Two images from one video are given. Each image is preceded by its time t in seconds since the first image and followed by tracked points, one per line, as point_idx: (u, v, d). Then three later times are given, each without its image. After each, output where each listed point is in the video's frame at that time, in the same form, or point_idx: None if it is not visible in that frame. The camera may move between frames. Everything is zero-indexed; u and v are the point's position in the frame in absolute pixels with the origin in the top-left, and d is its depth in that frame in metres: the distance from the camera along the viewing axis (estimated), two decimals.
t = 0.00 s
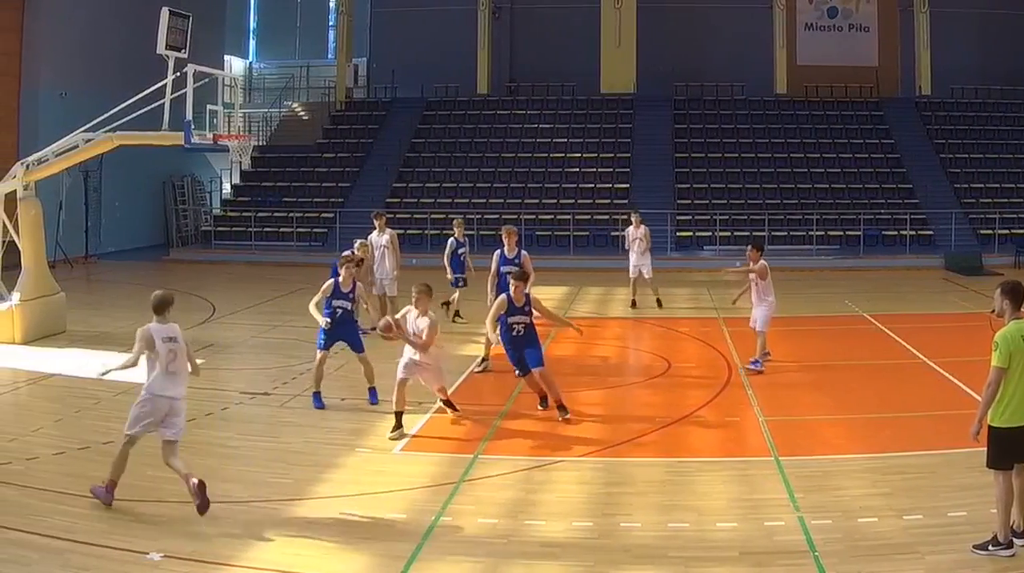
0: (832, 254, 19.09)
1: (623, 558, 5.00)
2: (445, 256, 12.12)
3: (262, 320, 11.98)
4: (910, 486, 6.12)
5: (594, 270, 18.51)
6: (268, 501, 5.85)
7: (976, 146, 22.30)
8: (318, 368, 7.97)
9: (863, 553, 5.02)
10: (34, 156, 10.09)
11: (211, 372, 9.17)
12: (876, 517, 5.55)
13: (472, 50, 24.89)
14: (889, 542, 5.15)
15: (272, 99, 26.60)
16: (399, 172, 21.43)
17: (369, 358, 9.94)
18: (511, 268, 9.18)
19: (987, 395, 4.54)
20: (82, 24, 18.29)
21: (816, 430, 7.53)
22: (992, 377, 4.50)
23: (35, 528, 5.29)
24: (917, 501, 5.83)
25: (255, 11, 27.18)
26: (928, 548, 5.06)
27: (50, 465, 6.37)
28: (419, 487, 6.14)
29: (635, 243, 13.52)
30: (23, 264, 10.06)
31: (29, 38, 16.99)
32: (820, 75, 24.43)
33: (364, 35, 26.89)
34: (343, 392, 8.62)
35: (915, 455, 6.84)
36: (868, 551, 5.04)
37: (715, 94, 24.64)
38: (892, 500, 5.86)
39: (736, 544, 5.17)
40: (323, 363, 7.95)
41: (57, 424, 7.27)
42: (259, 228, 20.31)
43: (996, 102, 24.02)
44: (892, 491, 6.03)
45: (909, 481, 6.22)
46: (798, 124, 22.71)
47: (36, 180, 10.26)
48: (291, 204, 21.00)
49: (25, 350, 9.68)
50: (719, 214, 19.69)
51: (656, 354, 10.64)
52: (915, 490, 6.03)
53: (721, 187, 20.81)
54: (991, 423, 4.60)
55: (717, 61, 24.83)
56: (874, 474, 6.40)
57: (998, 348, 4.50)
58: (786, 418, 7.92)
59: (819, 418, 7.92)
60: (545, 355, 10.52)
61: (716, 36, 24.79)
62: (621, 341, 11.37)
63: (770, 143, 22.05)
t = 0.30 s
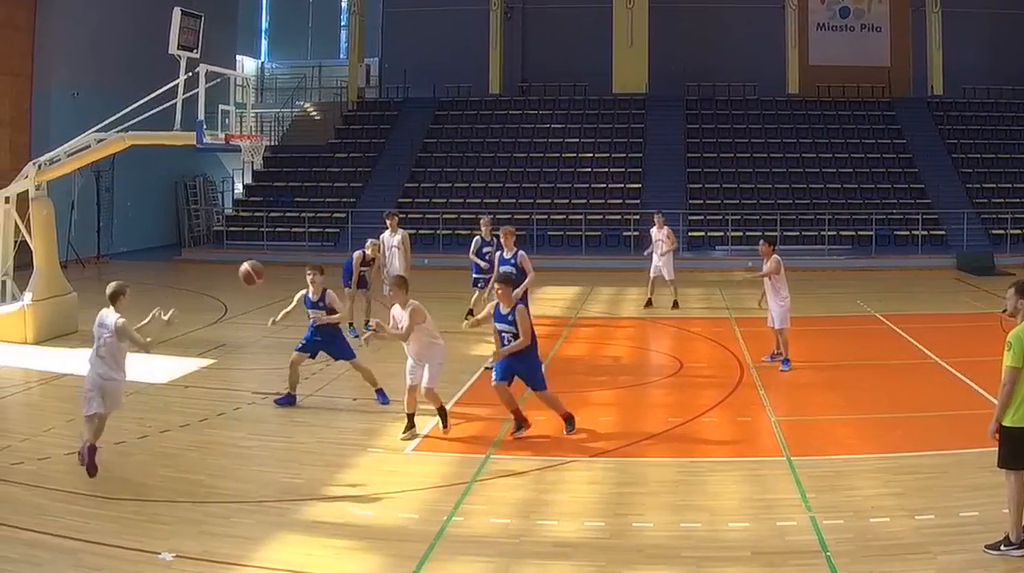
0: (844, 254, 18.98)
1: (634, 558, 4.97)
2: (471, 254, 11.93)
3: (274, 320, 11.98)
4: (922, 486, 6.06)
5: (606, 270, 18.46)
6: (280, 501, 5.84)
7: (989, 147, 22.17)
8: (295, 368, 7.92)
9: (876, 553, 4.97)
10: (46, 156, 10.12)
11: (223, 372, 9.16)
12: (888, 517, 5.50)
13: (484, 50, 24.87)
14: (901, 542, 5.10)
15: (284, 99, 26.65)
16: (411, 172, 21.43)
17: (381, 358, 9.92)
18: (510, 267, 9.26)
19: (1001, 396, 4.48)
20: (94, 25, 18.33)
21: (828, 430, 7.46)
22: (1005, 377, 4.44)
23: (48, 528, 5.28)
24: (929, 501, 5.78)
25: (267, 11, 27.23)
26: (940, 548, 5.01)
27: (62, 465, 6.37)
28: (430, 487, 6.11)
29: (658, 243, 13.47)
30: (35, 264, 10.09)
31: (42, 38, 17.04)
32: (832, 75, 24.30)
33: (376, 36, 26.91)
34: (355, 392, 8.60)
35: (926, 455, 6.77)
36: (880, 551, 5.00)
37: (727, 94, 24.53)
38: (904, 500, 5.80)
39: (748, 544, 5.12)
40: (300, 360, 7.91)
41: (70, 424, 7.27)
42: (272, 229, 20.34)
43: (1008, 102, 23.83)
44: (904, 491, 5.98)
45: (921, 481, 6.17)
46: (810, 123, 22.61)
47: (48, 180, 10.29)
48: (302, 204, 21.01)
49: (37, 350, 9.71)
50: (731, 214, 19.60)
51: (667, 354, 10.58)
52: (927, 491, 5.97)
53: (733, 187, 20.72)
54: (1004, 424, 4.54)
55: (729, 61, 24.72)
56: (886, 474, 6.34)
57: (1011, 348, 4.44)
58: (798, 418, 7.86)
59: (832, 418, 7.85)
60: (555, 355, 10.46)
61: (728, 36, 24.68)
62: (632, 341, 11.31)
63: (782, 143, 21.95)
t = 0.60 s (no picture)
0: (858, 254, 18.84)
1: (648, 558, 4.92)
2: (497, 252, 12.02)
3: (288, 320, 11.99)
4: (936, 486, 6.00)
5: (620, 270, 18.38)
6: (294, 501, 5.81)
7: (1004, 146, 21.98)
8: (267, 364, 7.71)
9: (890, 553, 4.91)
10: (60, 156, 10.15)
11: (236, 372, 9.16)
12: (902, 517, 5.45)
13: (498, 51, 24.84)
14: (915, 542, 5.06)
15: (298, 99, 26.70)
16: (425, 172, 21.42)
17: (395, 359, 9.90)
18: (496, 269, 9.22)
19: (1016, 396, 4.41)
20: (108, 25, 18.41)
21: (842, 431, 7.39)
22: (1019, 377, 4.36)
23: (62, 528, 5.27)
24: (944, 501, 5.72)
25: (281, 11, 27.31)
26: (954, 548, 4.97)
27: (76, 465, 6.37)
28: (444, 487, 6.08)
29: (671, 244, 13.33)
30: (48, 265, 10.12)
31: (56, 38, 17.12)
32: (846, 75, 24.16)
33: (390, 36, 26.94)
34: (368, 392, 8.57)
35: (939, 455, 6.71)
36: (894, 551, 4.95)
37: (741, 94, 24.40)
38: (917, 500, 5.74)
39: (762, 544, 5.07)
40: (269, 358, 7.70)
41: (83, 424, 7.28)
42: (286, 229, 20.37)
43: None
44: (918, 491, 5.92)
45: (935, 481, 6.10)
46: (823, 123, 22.49)
47: (61, 180, 10.33)
48: (316, 204, 21.03)
49: (50, 350, 9.73)
50: (745, 214, 19.51)
51: (681, 353, 10.51)
52: (941, 491, 5.91)
53: (747, 187, 20.60)
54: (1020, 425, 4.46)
55: (743, 61, 24.59)
56: (900, 474, 6.28)
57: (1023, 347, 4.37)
58: (812, 418, 7.79)
59: (845, 418, 7.76)
60: (569, 355, 10.41)
61: (742, 35, 24.55)
62: (646, 341, 11.24)
63: (796, 143, 21.82)
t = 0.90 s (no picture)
0: (870, 254, 18.73)
1: (659, 558, 4.89)
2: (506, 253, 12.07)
3: (300, 320, 11.99)
4: (947, 486, 5.95)
5: (631, 270, 18.31)
6: (306, 501, 5.80)
7: (1016, 146, 21.80)
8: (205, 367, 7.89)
9: (902, 554, 4.88)
10: (72, 156, 10.17)
11: (248, 372, 9.16)
12: (914, 517, 5.41)
13: (510, 51, 24.81)
14: (927, 542, 5.03)
15: (310, 99, 26.74)
16: (437, 172, 21.40)
17: (406, 359, 9.87)
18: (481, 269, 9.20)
19: None
20: (120, 25, 18.49)
21: (854, 430, 7.32)
22: None
23: (74, 528, 5.27)
24: (955, 501, 5.67)
25: (293, 11, 27.37)
26: (966, 548, 4.93)
27: (89, 465, 6.37)
28: (454, 487, 6.05)
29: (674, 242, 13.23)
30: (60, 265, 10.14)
31: (68, 38, 17.20)
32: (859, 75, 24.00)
33: (402, 36, 26.95)
34: (381, 392, 8.56)
35: (951, 455, 6.64)
36: (906, 551, 4.92)
37: (754, 94, 24.28)
38: (929, 500, 5.70)
39: (774, 544, 5.04)
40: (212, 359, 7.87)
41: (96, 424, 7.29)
42: (298, 228, 20.37)
43: None
44: (929, 491, 5.87)
45: (947, 481, 6.05)
46: (835, 123, 22.37)
47: (73, 180, 10.36)
48: (328, 204, 21.05)
49: (63, 350, 9.76)
50: (757, 214, 19.42)
51: (692, 354, 10.45)
52: (952, 491, 5.87)
53: (759, 187, 20.51)
54: None
55: (755, 61, 24.46)
56: (912, 474, 6.22)
57: None
58: (823, 418, 7.72)
59: (857, 418, 7.70)
60: (580, 355, 10.37)
61: (754, 35, 24.42)
62: (657, 341, 11.19)
63: (808, 143, 21.72)
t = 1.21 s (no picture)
0: (882, 254, 18.61)
1: (671, 558, 4.85)
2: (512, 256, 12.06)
3: (312, 320, 12.00)
4: (960, 486, 5.90)
5: (643, 269, 18.23)
6: (319, 501, 5.78)
7: None
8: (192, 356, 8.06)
9: (915, 554, 4.83)
10: (84, 156, 10.20)
11: (261, 372, 9.16)
12: (927, 517, 5.36)
13: (522, 51, 24.79)
14: (940, 542, 4.98)
15: (322, 99, 26.79)
16: (449, 172, 21.39)
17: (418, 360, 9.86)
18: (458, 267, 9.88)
19: None
20: (132, 25, 18.55)
21: (866, 430, 7.26)
22: None
23: (85, 528, 5.26)
24: (968, 501, 5.62)
25: (305, 11, 27.41)
26: (978, 549, 4.89)
27: (101, 465, 6.38)
28: (466, 487, 6.02)
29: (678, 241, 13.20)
30: (72, 265, 10.17)
31: (80, 37, 17.27)
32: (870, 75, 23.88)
33: (414, 35, 26.96)
34: (392, 392, 8.54)
35: (964, 455, 6.58)
36: (919, 551, 4.88)
37: (766, 94, 24.16)
38: (942, 500, 5.65)
39: (787, 544, 5.00)
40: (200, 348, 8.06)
41: (108, 424, 7.29)
42: (310, 228, 20.37)
43: None
44: (941, 491, 5.83)
45: (959, 481, 6.00)
46: (848, 123, 22.25)
47: (85, 180, 10.39)
48: (340, 204, 21.06)
49: (75, 350, 9.78)
50: (769, 214, 19.32)
51: (704, 354, 10.39)
52: (964, 491, 5.82)
53: (771, 187, 20.42)
54: None
55: (768, 60, 24.35)
56: (925, 474, 6.16)
57: None
58: (836, 418, 7.66)
59: (869, 418, 7.63)
60: (592, 355, 10.33)
61: (767, 34, 24.31)
62: (670, 341, 11.13)
63: (821, 143, 21.62)
